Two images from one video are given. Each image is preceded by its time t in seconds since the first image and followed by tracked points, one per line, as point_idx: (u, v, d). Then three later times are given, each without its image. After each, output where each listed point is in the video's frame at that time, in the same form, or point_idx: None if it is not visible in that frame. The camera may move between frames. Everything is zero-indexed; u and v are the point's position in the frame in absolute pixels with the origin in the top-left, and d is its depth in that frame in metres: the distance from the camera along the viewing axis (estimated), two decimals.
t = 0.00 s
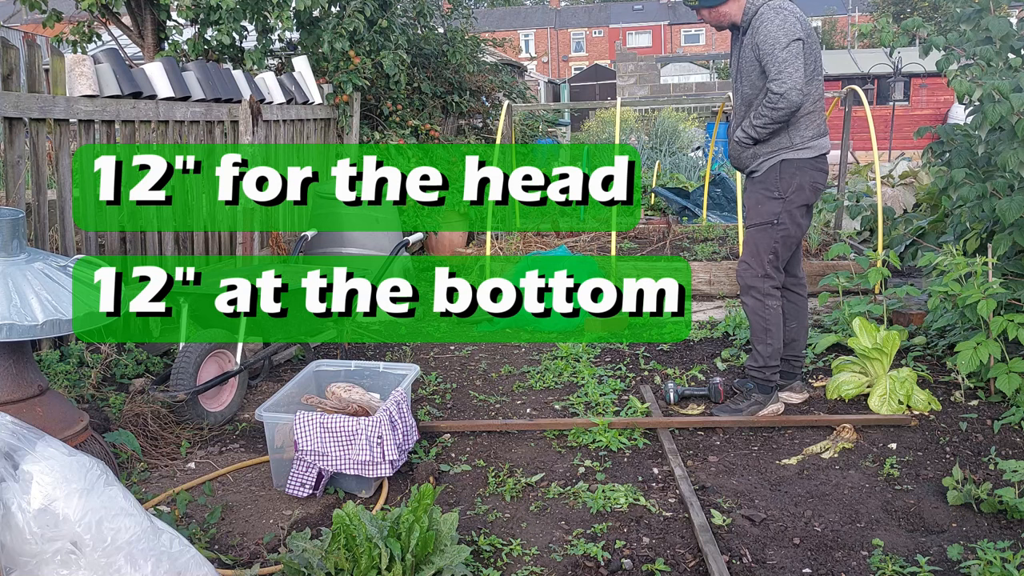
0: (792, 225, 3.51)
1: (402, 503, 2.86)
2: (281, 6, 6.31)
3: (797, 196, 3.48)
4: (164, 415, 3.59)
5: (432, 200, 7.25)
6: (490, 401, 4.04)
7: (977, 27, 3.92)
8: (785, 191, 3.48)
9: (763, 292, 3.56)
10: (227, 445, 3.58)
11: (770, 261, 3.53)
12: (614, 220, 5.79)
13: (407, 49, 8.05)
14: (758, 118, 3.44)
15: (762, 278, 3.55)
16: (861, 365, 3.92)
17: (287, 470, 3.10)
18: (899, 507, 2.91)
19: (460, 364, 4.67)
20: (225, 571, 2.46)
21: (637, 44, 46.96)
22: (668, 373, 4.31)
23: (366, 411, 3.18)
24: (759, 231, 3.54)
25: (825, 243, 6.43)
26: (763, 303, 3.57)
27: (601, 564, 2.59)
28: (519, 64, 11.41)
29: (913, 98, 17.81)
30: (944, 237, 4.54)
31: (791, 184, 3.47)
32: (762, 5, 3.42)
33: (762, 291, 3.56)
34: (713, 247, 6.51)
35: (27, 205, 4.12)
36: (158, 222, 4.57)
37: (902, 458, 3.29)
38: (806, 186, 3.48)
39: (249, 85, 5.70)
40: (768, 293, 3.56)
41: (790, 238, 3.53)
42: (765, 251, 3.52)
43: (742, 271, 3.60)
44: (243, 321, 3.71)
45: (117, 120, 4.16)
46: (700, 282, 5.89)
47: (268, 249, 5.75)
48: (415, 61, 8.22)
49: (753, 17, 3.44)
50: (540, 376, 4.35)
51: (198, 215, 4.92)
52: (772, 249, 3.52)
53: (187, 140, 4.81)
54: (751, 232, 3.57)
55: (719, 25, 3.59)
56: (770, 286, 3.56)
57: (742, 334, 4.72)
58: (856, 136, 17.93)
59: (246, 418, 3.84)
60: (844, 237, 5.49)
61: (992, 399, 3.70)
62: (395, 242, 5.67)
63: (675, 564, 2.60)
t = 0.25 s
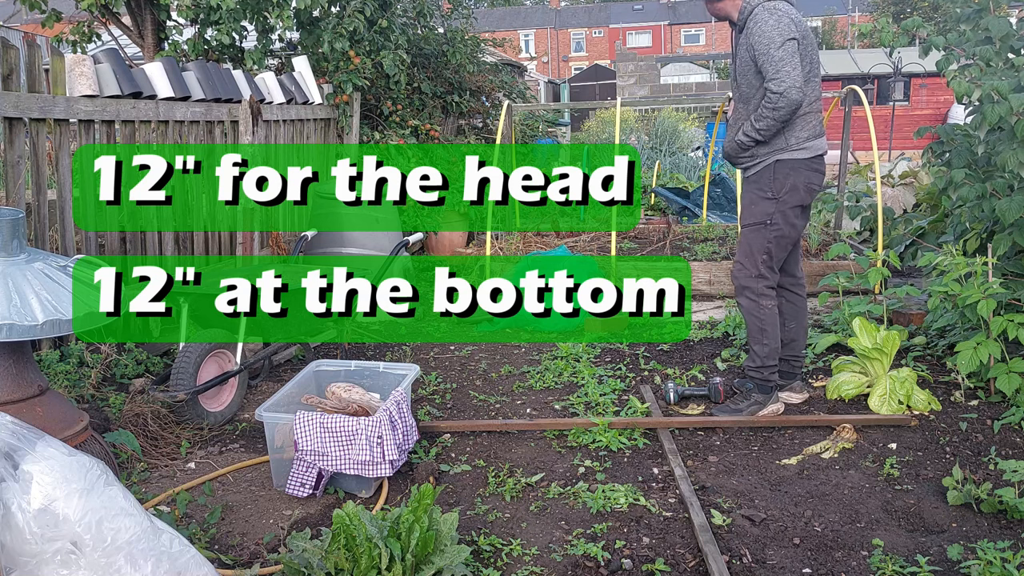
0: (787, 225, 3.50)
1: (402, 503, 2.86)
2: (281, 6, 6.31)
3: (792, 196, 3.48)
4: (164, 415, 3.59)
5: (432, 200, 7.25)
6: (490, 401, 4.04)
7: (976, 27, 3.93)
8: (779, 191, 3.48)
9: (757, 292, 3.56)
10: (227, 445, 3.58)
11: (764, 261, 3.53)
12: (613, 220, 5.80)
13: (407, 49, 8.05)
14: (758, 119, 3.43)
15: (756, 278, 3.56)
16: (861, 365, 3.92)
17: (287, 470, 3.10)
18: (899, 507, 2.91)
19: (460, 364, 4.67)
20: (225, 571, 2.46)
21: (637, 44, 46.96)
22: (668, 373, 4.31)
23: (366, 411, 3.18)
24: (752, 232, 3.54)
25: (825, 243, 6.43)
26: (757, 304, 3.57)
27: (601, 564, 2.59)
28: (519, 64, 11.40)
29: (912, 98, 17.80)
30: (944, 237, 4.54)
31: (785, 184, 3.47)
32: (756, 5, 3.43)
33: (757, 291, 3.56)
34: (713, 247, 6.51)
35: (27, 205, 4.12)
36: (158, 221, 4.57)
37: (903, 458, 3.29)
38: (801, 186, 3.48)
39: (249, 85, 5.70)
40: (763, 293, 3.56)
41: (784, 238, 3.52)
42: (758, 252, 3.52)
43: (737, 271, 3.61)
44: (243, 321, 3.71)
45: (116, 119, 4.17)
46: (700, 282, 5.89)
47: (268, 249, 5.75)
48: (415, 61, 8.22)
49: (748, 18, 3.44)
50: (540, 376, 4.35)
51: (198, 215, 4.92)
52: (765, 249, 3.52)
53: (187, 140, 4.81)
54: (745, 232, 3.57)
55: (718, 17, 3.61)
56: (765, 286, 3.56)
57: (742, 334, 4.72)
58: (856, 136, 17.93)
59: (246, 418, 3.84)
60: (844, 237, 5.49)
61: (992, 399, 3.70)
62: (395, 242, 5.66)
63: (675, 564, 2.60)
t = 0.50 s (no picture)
0: (784, 225, 3.50)
1: (402, 503, 2.86)
2: (281, 6, 6.31)
3: (790, 197, 3.48)
4: (164, 415, 3.59)
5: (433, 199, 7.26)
6: (490, 401, 4.04)
7: (976, 27, 3.93)
8: (777, 192, 3.48)
9: (754, 293, 3.56)
10: (227, 445, 3.58)
11: (762, 262, 3.53)
12: (612, 223, 5.83)
13: (407, 49, 8.04)
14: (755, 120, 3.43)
15: (753, 278, 3.55)
16: (861, 365, 3.92)
17: (287, 470, 3.10)
18: (899, 507, 2.91)
19: (460, 364, 4.66)
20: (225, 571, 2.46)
21: (637, 44, 46.95)
22: (668, 373, 4.32)
23: (366, 411, 3.18)
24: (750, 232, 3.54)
25: (826, 243, 6.43)
26: (755, 304, 3.57)
27: (601, 564, 2.59)
28: (519, 64, 11.40)
29: (913, 98, 17.78)
30: (944, 237, 4.54)
31: (783, 185, 3.47)
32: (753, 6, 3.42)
33: (754, 291, 3.56)
34: (713, 247, 6.51)
35: (27, 205, 4.12)
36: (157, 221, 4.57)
37: (903, 458, 3.29)
38: (798, 187, 3.48)
39: (248, 84, 5.61)
40: (760, 294, 3.56)
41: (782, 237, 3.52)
42: (756, 253, 3.52)
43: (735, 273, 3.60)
44: (242, 321, 3.71)
45: (116, 120, 4.17)
46: (700, 282, 5.89)
47: (268, 249, 5.75)
48: (415, 61, 8.21)
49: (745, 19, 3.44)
50: (540, 376, 4.35)
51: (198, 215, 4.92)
52: (763, 249, 3.51)
53: (187, 140, 4.78)
54: (743, 232, 3.56)
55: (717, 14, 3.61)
56: (762, 286, 3.56)
57: (743, 334, 4.72)
58: (856, 136, 17.93)
59: (247, 418, 3.84)
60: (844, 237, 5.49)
61: (992, 399, 3.70)
62: (395, 241, 5.66)
63: (675, 564, 2.60)
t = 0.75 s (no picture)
0: (784, 225, 3.50)
1: (402, 503, 2.86)
2: (281, 6, 6.31)
3: (790, 196, 3.48)
4: (164, 415, 3.59)
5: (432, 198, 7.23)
6: (490, 401, 4.04)
7: (977, 27, 3.93)
8: (777, 191, 3.48)
9: (754, 293, 3.57)
10: (227, 445, 3.58)
11: (762, 261, 3.53)
12: (612, 223, 5.83)
13: (407, 49, 8.03)
14: (763, 115, 3.41)
15: (753, 279, 3.56)
16: (861, 365, 3.92)
17: (287, 470, 3.09)
18: (899, 507, 2.91)
19: (460, 364, 4.66)
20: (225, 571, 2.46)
21: (637, 44, 46.95)
22: (668, 373, 4.31)
23: (366, 410, 3.18)
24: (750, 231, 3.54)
25: (825, 243, 6.43)
26: (755, 304, 3.58)
27: (601, 564, 2.60)
28: (519, 64, 11.39)
29: (913, 98, 17.77)
30: (944, 237, 4.54)
31: (782, 184, 3.47)
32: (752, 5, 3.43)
33: (754, 291, 3.56)
34: (713, 247, 6.51)
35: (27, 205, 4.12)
36: (157, 221, 4.57)
37: (903, 458, 3.29)
38: (798, 186, 3.48)
39: (247, 83, 5.60)
40: (760, 294, 3.57)
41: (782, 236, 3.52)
42: (756, 253, 3.52)
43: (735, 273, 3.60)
44: (243, 321, 3.71)
45: (116, 120, 4.17)
46: (700, 282, 5.89)
47: (268, 249, 5.75)
48: (415, 61, 8.21)
49: (745, 18, 3.45)
50: (540, 376, 4.35)
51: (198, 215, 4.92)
52: (763, 249, 3.52)
53: (186, 140, 4.78)
54: (743, 232, 3.57)
55: (715, 14, 3.61)
56: (762, 286, 3.56)
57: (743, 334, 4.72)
58: (856, 136, 17.92)
59: (247, 418, 3.84)
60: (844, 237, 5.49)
61: (992, 399, 3.70)
62: (395, 241, 5.66)
63: (675, 564, 2.60)
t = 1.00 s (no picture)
0: (783, 226, 3.51)
1: (402, 503, 2.86)
2: (281, 6, 6.30)
3: (788, 197, 3.48)
4: (164, 415, 3.59)
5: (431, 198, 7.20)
6: (490, 401, 4.04)
7: (976, 27, 3.93)
8: (775, 192, 3.48)
9: (751, 293, 3.57)
10: (227, 445, 3.58)
11: (759, 261, 3.54)
12: (612, 224, 5.83)
13: (407, 49, 8.02)
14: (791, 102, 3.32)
15: (750, 278, 3.56)
16: (861, 365, 3.92)
17: (287, 470, 3.09)
18: (899, 507, 2.91)
19: (460, 364, 4.66)
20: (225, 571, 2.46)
21: (637, 44, 46.94)
22: (667, 373, 4.31)
23: (366, 411, 3.18)
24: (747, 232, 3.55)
25: (825, 243, 6.43)
26: (753, 304, 3.58)
27: (601, 564, 2.60)
28: (519, 64, 11.39)
29: (913, 98, 17.75)
30: (944, 237, 4.54)
31: (781, 185, 3.47)
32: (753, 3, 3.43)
33: (751, 291, 3.57)
34: (713, 247, 6.51)
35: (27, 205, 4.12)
36: (157, 221, 4.57)
37: (903, 458, 3.29)
38: (797, 187, 3.48)
39: (247, 83, 5.60)
40: (757, 294, 3.57)
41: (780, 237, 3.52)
42: (754, 252, 3.53)
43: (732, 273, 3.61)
44: (243, 321, 3.71)
45: (116, 120, 4.17)
46: (700, 282, 5.89)
47: (268, 249, 5.75)
48: (415, 61, 8.21)
49: (747, 16, 3.43)
50: (540, 376, 4.35)
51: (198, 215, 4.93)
52: (760, 250, 3.52)
53: (186, 140, 4.78)
54: (741, 232, 3.57)
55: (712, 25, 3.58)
56: (759, 286, 3.57)
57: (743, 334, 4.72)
58: (855, 136, 17.91)
59: (247, 418, 3.85)
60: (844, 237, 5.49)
61: (992, 399, 3.71)
62: (395, 241, 5.66)
63: (675, 564, 2.60)
